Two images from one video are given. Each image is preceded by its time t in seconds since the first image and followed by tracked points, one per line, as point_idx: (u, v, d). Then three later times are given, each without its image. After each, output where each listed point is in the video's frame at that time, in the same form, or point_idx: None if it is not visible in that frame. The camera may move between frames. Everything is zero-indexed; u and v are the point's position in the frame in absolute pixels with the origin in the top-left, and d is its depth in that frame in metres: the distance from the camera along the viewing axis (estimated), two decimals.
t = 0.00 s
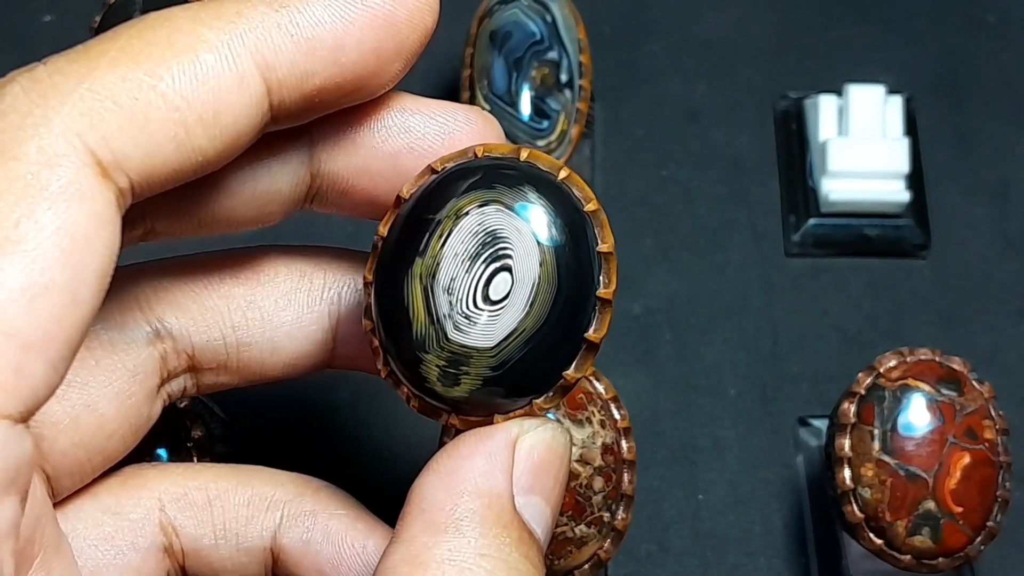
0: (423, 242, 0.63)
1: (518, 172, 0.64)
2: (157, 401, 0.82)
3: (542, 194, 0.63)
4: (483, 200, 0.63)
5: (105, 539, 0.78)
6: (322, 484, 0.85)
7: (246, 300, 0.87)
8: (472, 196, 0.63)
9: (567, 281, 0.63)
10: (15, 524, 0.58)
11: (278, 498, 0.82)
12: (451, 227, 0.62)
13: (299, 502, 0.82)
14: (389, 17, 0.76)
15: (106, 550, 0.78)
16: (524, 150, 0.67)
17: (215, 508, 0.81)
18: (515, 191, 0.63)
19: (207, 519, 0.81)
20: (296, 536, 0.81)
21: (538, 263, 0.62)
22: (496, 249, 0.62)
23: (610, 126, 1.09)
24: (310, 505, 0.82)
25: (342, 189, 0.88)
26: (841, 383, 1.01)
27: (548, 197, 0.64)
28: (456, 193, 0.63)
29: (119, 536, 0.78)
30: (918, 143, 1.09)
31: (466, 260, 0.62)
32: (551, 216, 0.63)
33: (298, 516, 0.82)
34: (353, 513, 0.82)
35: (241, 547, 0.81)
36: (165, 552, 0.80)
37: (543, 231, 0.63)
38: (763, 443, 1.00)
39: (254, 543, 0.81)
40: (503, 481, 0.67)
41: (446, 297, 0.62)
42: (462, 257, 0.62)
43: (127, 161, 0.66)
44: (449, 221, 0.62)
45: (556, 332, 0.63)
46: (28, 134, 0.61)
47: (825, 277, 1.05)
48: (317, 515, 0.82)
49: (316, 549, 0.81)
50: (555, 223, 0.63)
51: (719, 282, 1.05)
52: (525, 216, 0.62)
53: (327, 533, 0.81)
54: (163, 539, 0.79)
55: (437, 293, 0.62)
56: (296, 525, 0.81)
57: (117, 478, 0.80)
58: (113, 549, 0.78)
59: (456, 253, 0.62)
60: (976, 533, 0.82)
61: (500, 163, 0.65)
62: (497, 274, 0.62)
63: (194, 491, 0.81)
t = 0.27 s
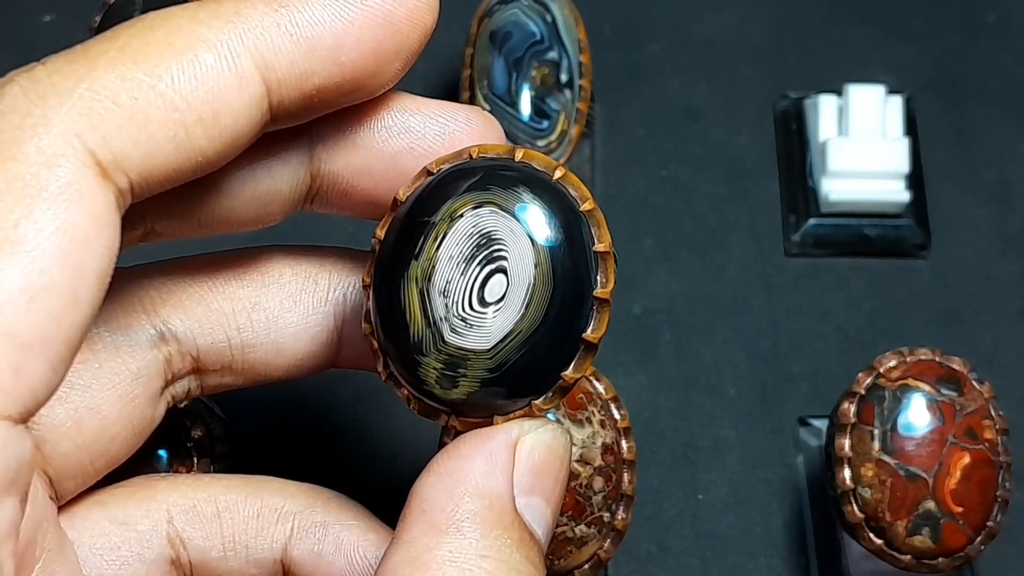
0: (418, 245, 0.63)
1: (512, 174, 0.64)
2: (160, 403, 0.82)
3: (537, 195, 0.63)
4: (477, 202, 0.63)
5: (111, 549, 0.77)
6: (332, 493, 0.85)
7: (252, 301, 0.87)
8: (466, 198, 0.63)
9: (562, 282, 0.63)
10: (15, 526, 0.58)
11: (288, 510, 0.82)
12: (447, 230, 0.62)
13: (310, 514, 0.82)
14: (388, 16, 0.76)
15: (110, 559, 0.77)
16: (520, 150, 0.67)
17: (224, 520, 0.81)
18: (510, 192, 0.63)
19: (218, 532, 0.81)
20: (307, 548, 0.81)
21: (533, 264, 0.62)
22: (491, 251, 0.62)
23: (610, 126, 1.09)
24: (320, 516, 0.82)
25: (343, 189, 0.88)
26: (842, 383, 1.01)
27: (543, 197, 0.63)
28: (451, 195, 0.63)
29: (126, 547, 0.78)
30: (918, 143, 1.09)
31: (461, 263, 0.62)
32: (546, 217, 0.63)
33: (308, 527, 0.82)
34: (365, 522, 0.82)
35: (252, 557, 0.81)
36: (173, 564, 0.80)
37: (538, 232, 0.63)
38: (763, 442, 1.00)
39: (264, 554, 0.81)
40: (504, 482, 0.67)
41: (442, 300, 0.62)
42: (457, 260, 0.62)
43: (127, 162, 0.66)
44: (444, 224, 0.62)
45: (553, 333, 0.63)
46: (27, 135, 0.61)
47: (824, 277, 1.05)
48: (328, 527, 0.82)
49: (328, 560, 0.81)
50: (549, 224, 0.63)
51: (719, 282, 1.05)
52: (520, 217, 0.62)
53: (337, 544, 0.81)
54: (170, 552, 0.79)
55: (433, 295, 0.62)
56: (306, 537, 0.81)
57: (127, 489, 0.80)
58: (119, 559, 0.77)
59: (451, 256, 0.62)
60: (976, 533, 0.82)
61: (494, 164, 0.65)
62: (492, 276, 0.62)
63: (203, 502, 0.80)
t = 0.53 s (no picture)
0: (420, 242, 0.62)
1: (515, 172, 0.64)
2: (149, 397, 0.82)
3: (540, 194, 0.63)
4: (480, 200, 0.63)
5: (104, 540, 0.77)
6: (322, 493, 0.84)
7: (240, 297, 0.87)
8: (469, 196, 0.63)
9: (565, 281, 0.63)
10: (13, 523, 0.58)
11: (278, 505, 0.82)
12: (449, 228, 0.62)
13: (299, 510, 0.82)
14: (388, 18, 0.76)
15: (104, 551, 0.77)
16: (522, 149, 0.67)
17: (214, 513, 0.80)
18: (513, 191, 0.63)
19: (206, 525, 0.80)
20: (294, 544, 0.80)
21: (536, 263, 0.62)
22: (494, 250, 0.62)
23: (610, 126, 1.09)
24: (309, 513, 0.82)
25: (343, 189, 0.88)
26: (842, 383, 1.01)
27: (546, 197, 0.63)
28: (453, 193, 0.63)
29: (119, 538, 0.77)
30: (918, 143, 1.09)
31: (464, 261, 0.62)
32: (549, 216, 0.63)
33: (296, 523, 0.81)
34: (353, 522, 0.82)
35: (240, 552, 0.81)
36: (163, 554, 0.79)
37: (540, 231, 0.63)
38: (763, 443, 1.00)
39: (253, 549, 0.81)
40: (503, 481, 0.67)
41: (444, 298, 0.62)
42: (460, 258, 0.62)
43: (126, 161, 0.66)
44: (446, 221, 0.62)
45: (555, 332, 0.63)
46: (25, 134, 0.61)
47: (825, 277, 1.05)
48: (317, 523, 0.81)
49: (314, 557, 0.80)
50: (552, 224, 0.63)
51: (719, 282, 1.05)
52: (523, 216, 0.62)
53: (324, 542, 0.80)
54: (161, 542, 0.79)
55: (436, 293, 0.62)
56: (295, 533, 0.81)
57: (119, 481, 0.79)
58: (112, 550, 0.77)
59: (454, 254, 0.62)
60: (976, 533, 0.82)
61: (496, 164, 0.65)
62: (495, 274, 0.62)
63: (194, 494, 0.80)
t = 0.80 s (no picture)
0: (426, 249, 0.62)
1: (519, 179, 0.64)
2: (139, 395, 0.81)
3: (545, 200, 0.63)
4: (485, 206, 0.63)
5: (96, 531, 0.76)
6: (306, 497, 0.84)
7: (229, 301, 0.87)
8: (474, 202, 0.63)
9: (572, 285, 0.63)
10: (18, 528, 0.56)
11: (262, 505, 0.81)
12: (455, 233, 0.62)
13: (281, 512, 0.81)
14: (401, 31, 0.77)
15: (95, 542, 0.76)
16: (523, 156, 0.67)
17: (201, 508, 0.80)
18: (518, 196, 0.63)
19: (191, 520, 0.79)
20: (274, 545, 0.80)
21: (544, 268, 0.63)
22: (501, 255, 0.62)
23: (610, 126, 1.09)
24: (292, 515, 0.81)
25: (346, 199, 0.88)
26: (842, 383, 1.01)
27: (550, 202, 0.64)
28: (456, 200, 0.63)
29: (110, 528, 0.76)
30: (918, 143, 1.09)
31: (471, 267, 0.62)
32: (554, 221, 0.63)
33: (278, 524, 0.80)
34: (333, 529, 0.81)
35: (221, 549, 0.80)
36: (150, 546, 0.78)
37: (545, 236, 0.63)
38: (763, 442, 1.00)
39: (234, 547, 0.80)
40: (514, 491, 0.67)
41: (452, 304, 0.62)
42: (467, 264, 0.62)
43: (138, 170, 0.66)
44: (452, 228, 0.62)
45: (563, 336, 0.63)
46: (40, 140, 0.61)
47: (825, 277, 1.05)
48: (297, 526, 0.80)
49: (291, 560, 0.79)
50: (557, 228, 0.63)
51: (719, 282, 1.05)
52: (530, 220, 0.62)
53: (304, 545, 0.79)
54: (149, 533, 0.78)
55: (443, 300, 0.62)
56: (275, 533, 0.80)
57: (106, 471, 0.79)
58: (103, 541, 0.76)
59: (461, 260, 0.62)
60: (976, 533, 0.82)
61: (498, 171, 0.65)
62: (503, 279, 0.62)
63: (182, 488, 0.79)
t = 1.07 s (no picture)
0: (423, 253, 0.62)
1: (511, 179, 0.64)
2: (135, 396, 0.80)
3: (539, 197, 0.63)
4: (479, 207, 0.62)
5: (90, 530, 0.73)
6: (303, 500, 0.81)
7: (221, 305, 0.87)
8: (467, 204, 0.62)
9: (572, 279, 0.63)
10: (20, 530, 0.56)
11: (257, 506, 0.78)
12: (452, 236, 0.62)
13: (276, 513, 0.78)
14: (411, 49, 0.78)
15: (90, 542, 0.73)
16: (513, 157, 0.67)
17: (196, 508, 0.77)
18: (511, 196, 0.63)
19: (186, 520, 0.76)
20: (267, 547, 0.76)
21: (543, 264, 0.62)
22: (500, 254, 0.62)
23: (610, 126, 1.09)
24: (287, 517, 0.78)
25: (347, 212, 0.88)
26: (842, 383, 1.01)
27: (544, 199, 0.64)
28: (451, 202, 0.63)
29: (105, 527, 0.74)
30: (918, 143, 1.09)
31: (470, 267, 0.62)
32: (550, 218, 0.63)
33: (273, 525, 0.77)
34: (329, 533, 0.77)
35: (214, 551, 0.77)
36: (145, 545, 0.76)
37: (542, 233, 0.63)
38: (763, 442, 1.00)
39: (228, 548, 0.77)
40: (520, 492, 0.68)
41: (453, 307, 0.62)
42: (465, 265, 0.62)
43: (148, 180, 0.66)
44: (448, 231, 0.62)
45: (566, 332, 0.63)
46: (51, 146, 0.60)
47: (825, 277, 1.05)
48: (291, 528, 0.77)
49: (283, 562, 0.76)
50: (553, 223, 0.63)
51: (719, 282, 1.05)
52: (525, 217, 0.62)
53: (296, 547, 0.76)
54: (144, 532, 0.75)
55: (444, 303, 0.62)
56: (268, 535, 0.77)
57: (100, 470, 0.76)
58: (98, 541, 0.73)
59: (459, 262, 0.62)
60: (976, 533, 0.82)
61: (487, 172, 0.65)
62: (503, 277, 0.62)
63: (177, 488, 0.77)
